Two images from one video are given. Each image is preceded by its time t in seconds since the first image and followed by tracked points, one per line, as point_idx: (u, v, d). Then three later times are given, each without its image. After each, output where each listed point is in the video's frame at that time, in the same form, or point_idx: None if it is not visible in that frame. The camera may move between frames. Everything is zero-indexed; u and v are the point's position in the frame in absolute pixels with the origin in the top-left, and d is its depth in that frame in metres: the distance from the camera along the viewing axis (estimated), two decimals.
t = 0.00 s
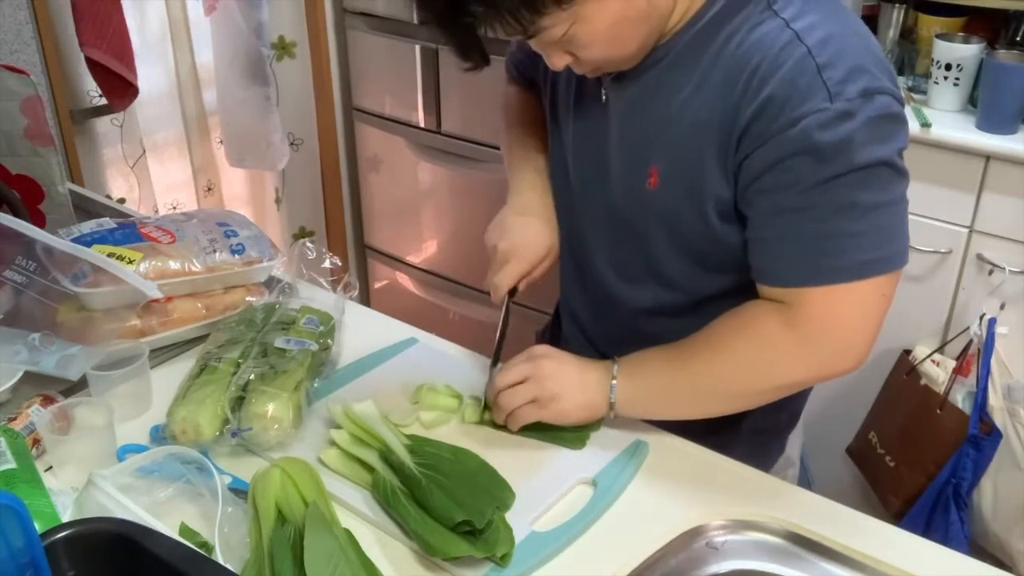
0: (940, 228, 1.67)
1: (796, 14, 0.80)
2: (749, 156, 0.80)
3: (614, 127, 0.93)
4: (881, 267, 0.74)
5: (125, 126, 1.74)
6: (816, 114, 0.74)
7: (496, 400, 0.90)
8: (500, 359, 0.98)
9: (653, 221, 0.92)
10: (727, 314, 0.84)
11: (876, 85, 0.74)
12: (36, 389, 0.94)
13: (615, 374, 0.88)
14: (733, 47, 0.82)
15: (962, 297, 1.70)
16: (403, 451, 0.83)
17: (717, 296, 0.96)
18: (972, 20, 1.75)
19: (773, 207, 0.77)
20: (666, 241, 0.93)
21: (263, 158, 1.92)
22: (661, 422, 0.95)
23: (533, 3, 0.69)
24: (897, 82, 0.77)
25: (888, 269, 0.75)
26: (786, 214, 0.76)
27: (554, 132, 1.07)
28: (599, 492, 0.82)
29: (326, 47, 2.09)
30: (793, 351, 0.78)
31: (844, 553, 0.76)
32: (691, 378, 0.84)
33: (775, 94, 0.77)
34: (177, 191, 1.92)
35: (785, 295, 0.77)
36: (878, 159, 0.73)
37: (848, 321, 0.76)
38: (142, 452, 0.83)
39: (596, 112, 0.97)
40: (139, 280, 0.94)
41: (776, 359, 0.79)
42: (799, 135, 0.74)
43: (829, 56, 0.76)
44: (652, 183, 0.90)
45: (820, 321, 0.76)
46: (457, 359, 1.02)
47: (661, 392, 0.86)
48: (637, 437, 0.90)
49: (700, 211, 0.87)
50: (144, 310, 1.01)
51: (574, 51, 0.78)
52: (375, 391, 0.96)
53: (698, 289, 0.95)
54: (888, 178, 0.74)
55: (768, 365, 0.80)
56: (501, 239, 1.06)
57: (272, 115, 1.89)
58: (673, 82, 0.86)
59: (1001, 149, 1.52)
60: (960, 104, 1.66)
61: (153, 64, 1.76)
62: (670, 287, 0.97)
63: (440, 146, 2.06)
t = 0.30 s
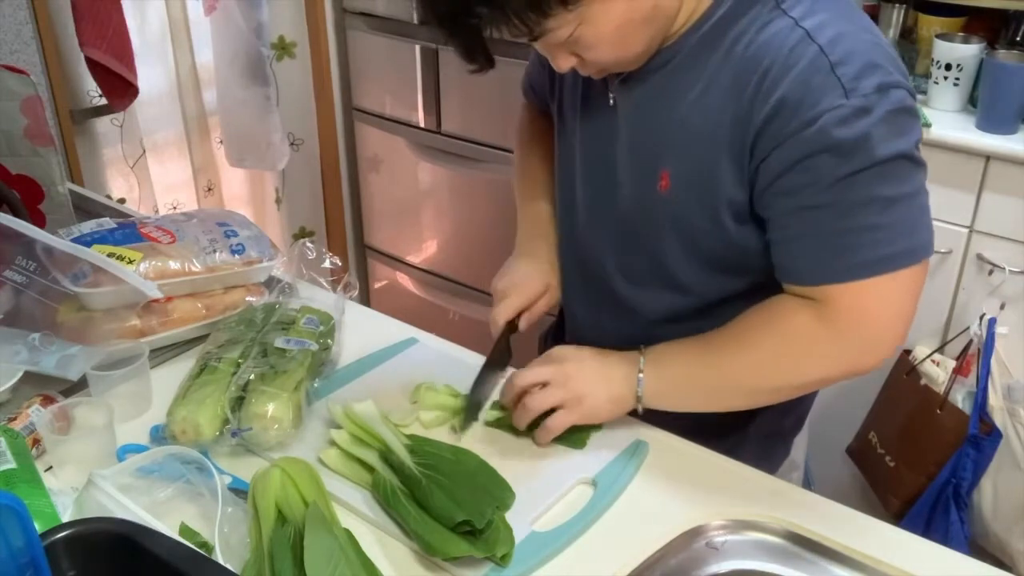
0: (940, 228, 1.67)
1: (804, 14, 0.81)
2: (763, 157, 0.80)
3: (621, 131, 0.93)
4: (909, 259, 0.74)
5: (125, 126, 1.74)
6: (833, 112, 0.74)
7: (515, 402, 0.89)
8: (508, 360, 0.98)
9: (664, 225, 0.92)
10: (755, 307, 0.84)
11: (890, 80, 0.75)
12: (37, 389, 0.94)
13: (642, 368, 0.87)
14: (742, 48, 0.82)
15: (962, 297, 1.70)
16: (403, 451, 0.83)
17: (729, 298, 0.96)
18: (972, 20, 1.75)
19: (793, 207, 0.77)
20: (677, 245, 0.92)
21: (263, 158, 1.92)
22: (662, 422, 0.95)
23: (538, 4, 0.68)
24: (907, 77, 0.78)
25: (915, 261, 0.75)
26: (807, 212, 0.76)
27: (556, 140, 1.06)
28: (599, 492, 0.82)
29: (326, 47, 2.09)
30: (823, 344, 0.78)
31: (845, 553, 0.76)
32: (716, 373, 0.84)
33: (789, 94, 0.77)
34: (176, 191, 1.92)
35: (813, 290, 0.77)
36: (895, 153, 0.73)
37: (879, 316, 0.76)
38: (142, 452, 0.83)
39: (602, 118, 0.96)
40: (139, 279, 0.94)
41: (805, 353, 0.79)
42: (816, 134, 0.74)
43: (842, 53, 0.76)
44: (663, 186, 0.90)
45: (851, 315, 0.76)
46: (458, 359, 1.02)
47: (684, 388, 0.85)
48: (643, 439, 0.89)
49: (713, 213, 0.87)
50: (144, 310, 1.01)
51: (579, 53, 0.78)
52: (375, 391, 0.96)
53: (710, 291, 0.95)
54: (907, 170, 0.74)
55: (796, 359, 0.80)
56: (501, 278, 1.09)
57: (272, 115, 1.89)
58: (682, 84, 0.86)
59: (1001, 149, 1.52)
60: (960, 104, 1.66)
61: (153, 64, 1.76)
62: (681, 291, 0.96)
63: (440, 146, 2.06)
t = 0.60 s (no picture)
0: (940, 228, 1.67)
1: (816, 19, 0.80)
2: (774, 163, 0.80)
3: (631, 135, 0.93)
4: (915, 268, 0.74)
5: (125, 126, 1.74)
6: (843, 121, 0.74)
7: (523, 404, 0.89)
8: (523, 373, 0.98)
9: (674, 230, 0.92)
10: (761, 315, 0.84)
11: (901, 88, 0.75)
12: (37, 389, 0.94)
13: (646, 381, 0.87)
14: (753, 53, 0.81)
15: (962, 296, 1.70)
16: (403, 451, 0.83)
17: (739, 300, 0.96)
18: (972, 20, 1.75)
19: (803, 215, 0.77)
20: (686, 248, 0.93)
21: (262, 158, 1.92)
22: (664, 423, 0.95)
23: (552, 13, 0.68)
24: (919, 85, 0.78)
25: (922, 270, 0.75)
26: (817, 220, 0.76)
27: (570, 139, 1.06)
28: (599, 492, 0.82)
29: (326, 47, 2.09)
30: (829, 352, 0.78)
31: (845, 553, 0.76)
32: (723, 382, 0.84)
33: (800, 102, 0.77)
34: (177, 191, 1.92)
35: (819, 300, 0.78)
36: (905, 163, 0.73)
37: (884, 324, 0.76)
38: (142, 452, 0.83)
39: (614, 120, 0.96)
40: (139, 280, 0.94)
41: (812, 361, 0.79)
42: (827, 142, 0.74)
43: (854, 61, 0.76)
44: (673, 190, 0.90)
45: (857, 324, 0.76)
46: (459, 359, 1.02)
47: (691, 396, 0.86)
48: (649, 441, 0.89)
49: (723, 218, 0.87)
50: (144, 310, 1.01)
51: (592, 59, 0.77)
52: (375, 391, 0.96)
53: (719, 294, 0.95)
54: (916, 179, 0.74)
55: (803, 367, 0.80)
56: (519, 246, 1.04)
57: (272, 115, 1.89)
58: (693, 89, 0.86)
59: (1001, 149, 1.52)
60: (960, 104, 1.66)
61: (153, 64, 1.76)
62: (690, 293, 0.97)
63: (440, 146, 2.06)
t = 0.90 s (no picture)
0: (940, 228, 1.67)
1: (825, 20, 0.80)
2: (786, 164, 0.80)
3: (639, 139, 0.93)
4: (930, 267, 0.74)
5: (125, 126, 1.74)
6: (856, 121, 0.74)
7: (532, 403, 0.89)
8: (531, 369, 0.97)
9: (685, 233, 0.92)
10: (772, 315, 0.84)
11: (912, 87, 0.75)
12: (36, 389, 0.94)
13: (659, 378, 0.87)
14: (763, 55, 0.81)
15: (962, 296, 1.70)
16: (403, 451, 0.83)
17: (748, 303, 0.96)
18: (972, 20, 1.75)
19: (817, 216, 0.77)
20: (697, 251, 0.92)
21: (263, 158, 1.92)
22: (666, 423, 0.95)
23: (561, 23, 0.68)
24: (929, 84, 0.78)
25: (937, 268, 0.75)
26: (832, 222, 0.76)
27: (575, 144, 1.06)
28: (599, 492, 0.82)
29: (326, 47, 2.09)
30: (843, 352, 0.78)
31: (845, 553, 0.76)
32: (733, 383, 0.84)
33: (812, 103, 0.77)
34: (177, 191, 1.92)
35: (836, 299, 0.78)
36: (917, 162, 0.73)
37: (900, 323, 0.76)
38: (142, 452, 0.83)
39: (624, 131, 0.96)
40: (139, 280, 0.94)
41: (824, 360, 0.79)
42: (841, 142, 0.74)
43: (864, 61, 0.76)
44: (684, 194, 0.90)
45: (872, 324, 0.76)
46: (459, 359, 1.02)
47: (701, 398, 0.85)
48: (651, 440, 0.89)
49: (734, 220, 0.87)
50: (144, 310, 1.01)
51: (600, 66, 0.78)
52: (375, 391, 0.96)
53: (730, 297, 0.95)
54: (927, 178, 0.75)
55: (815, 367, 0.80)
56: (522, 294, 1.05)
57: (272, 115, 1.89)
58: (702, 91, 0.85)
59: (1002, 149, 1.52)
60: (959, 104, 1.66)
61: (153, 64, 1.76)
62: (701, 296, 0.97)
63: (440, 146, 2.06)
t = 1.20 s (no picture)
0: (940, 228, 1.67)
1: (836, 23, 0.80)
2: (798, 167, 0.80)
3: (647, 141, 0.92)
4: (943, 271, 0.75)
5: (125, 126, 1.74)
6: (869, 125, 0.74)
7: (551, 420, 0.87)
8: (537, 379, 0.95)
9: (694, 237, 0.92)
10: (782, 321, 0.84)
11: (923, 91, 0.75)
12: (36, 389, 0.94)
13: (671, 393, 0.86)
14: (774, 57, 0.81)
15: (962, 296, 1.71)
16: (403, 452, 0.83)
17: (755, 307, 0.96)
18: (972, 20, 1.75)
19: (829, 220, 0.77)
20: (706, 255, 0.92)
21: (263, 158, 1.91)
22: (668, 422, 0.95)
23: (571, 23, 0.68)
24: (939, 87, 0.78)
25: (948, 272, 0.75)
26: (844, 226, 0.76)
27: (583, 144, 1.06)
28: (599, 491, 0.82)
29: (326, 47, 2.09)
30: (855, 356, 0.78)
31: (845, 554, 0.76)
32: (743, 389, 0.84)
33: (825, 106, 0.77)
34: (177, 191, 1.92)
35: (849, 304, 0.78)
36: (930, 166, 0.73)
37: (914, 327, 0.77)
38: (142, 451, 0.83)
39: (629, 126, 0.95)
40: (139, 280, 0.94)
41: (836, 365, 0.79)
42: (855, 145, 0.74)
43: (876, 64, 0.76)
44: (693, 197, 0.89)
45: (887, 329, 0.77)
46: (459, 358, 1.02)
47: (710, 406, 0.85)
48: (658, 442, 0.89)
49: (744, 224, 0.87)
50: (144, 310, 1.01)
51: (611, 66, 0.78)
52: (375, 391, 0.96)
53: (738, 300, 0.95)
54: (941, 182, 0.75)
55: (825, 372, 0.80)
56: (534, 260, 1.03)
57: (272, 115, 1.89)
58: (713, 94, 0.85)
59: (1002, 149, 1.52)
60: (959, 104, 1.66)
61: (153, 64, 1.76)
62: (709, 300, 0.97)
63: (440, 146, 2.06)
